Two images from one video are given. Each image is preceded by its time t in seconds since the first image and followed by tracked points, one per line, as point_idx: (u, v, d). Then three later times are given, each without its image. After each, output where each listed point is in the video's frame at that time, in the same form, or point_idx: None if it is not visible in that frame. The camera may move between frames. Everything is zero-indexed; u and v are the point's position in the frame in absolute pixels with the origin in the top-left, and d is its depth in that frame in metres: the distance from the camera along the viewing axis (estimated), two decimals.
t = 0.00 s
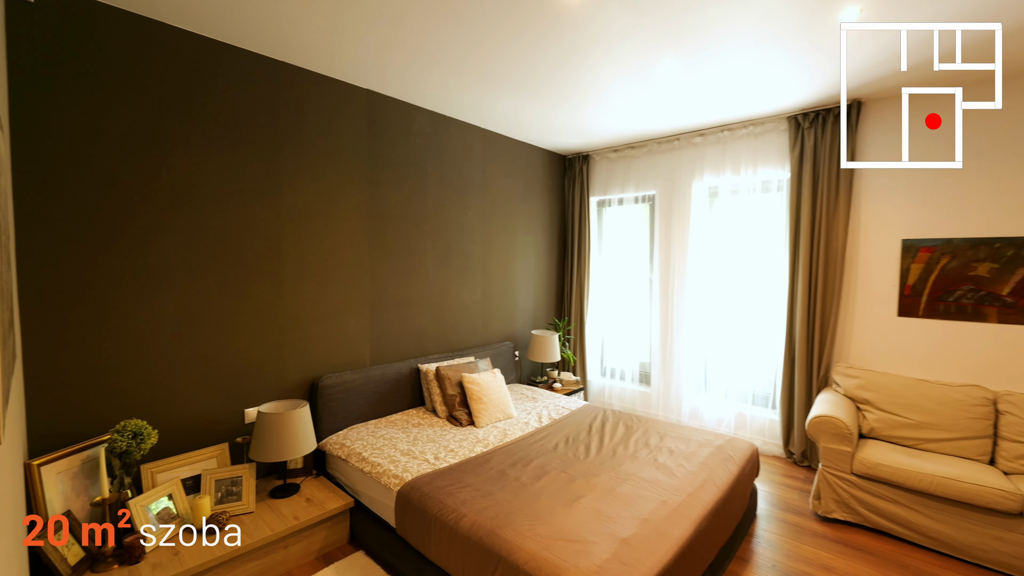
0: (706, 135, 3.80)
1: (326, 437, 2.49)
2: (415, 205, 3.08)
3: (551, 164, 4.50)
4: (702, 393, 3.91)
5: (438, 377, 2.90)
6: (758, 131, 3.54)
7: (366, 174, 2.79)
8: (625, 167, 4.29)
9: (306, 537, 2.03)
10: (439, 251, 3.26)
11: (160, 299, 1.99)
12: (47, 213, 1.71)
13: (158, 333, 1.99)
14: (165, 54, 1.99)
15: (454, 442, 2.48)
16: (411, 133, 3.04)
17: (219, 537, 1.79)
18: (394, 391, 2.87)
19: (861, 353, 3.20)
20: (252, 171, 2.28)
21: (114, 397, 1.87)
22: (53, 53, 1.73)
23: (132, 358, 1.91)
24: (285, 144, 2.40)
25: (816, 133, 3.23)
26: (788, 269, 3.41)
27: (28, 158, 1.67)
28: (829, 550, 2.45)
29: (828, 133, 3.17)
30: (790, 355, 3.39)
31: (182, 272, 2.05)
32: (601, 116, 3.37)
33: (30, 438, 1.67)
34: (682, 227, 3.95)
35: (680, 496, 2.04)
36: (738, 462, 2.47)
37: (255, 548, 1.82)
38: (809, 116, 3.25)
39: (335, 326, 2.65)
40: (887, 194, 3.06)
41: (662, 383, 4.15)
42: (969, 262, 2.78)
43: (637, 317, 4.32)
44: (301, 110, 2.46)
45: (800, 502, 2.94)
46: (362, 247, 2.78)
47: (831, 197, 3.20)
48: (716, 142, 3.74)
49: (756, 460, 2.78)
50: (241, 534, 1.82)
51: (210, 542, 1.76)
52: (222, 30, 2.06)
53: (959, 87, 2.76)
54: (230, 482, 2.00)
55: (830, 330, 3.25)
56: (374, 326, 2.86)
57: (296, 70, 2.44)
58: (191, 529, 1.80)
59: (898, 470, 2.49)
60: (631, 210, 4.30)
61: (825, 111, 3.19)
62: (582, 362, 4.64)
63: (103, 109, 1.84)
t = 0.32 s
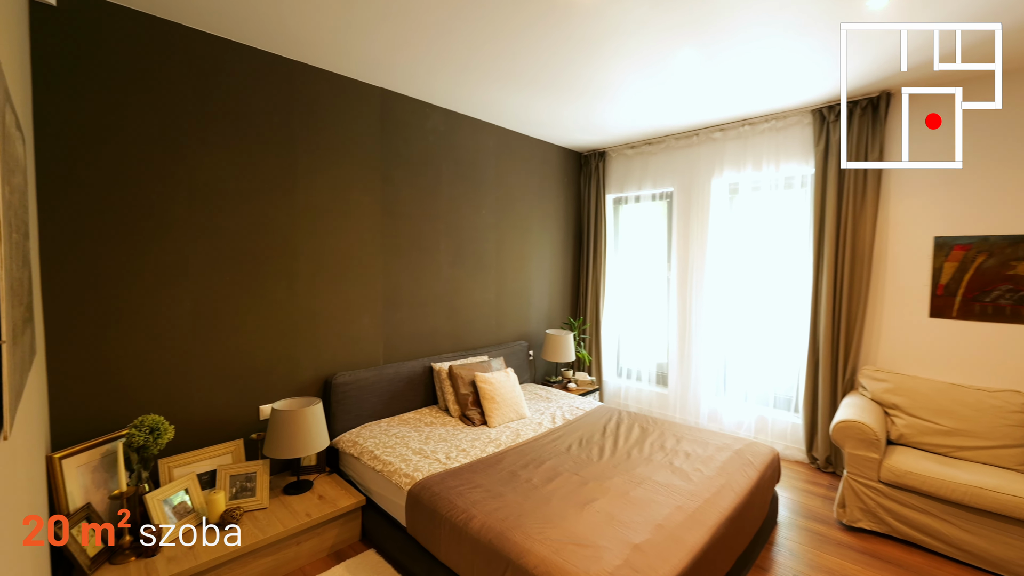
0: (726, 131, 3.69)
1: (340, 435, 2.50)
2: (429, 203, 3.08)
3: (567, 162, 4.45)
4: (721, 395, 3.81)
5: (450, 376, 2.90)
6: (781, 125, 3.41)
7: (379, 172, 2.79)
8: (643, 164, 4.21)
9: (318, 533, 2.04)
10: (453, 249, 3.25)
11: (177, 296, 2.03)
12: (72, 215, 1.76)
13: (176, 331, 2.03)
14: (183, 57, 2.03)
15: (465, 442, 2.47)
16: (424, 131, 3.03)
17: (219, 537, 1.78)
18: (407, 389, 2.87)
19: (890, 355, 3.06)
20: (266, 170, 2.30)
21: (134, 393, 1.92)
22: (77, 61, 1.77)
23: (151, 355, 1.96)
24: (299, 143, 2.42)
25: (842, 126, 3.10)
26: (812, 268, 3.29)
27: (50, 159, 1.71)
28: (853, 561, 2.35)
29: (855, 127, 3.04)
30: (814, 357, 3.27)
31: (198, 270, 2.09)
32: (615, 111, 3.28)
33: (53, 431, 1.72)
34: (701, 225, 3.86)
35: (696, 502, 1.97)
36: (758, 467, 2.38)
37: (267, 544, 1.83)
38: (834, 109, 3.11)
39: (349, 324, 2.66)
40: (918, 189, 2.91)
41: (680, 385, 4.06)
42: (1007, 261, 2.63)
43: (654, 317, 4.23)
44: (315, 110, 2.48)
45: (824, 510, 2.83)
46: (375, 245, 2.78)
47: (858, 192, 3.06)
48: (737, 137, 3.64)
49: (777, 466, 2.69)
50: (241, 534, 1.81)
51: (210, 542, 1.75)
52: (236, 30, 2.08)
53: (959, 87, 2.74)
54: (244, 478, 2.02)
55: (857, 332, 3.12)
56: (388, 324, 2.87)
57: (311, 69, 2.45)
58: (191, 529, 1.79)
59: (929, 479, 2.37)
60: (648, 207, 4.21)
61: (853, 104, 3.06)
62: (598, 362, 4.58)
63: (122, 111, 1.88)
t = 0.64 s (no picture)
0: (746, 124, 3.57)
1: (353, 432, 2.54)
2: (441, 203, 3.09)
3: (581, 159, 4.39)
4: (740, 398, 3.71)
5: (462, 376, 2.90)
6: (804, 118, 3.28)
7: (392, 172, 2.82)
8: (659, 160, 4.11)
9: (329, 529, 2.07)
10: (465, 248, 3.26)
11: (196, 296, 2.09)
12: (97, 218, 1.84)
13: (195, 329, 2.09)
14: (201, 64, 2.09)
15: (476, 442, 2.47)
16: (436, 130, 3.04)
17: (220, 536, 1.78)
18: (420, 388, 2.89)
19: (922, 358, 2.91)
20: (281, 172, 2.35)
21: (156, 389, 1.99)
22: (102, 70, 1.85)
23: (172, 352, 2.03)
24: (313, 145, 2.46)
25: (870, 118, 2.96)
26: (837, 266, 3.15)
27: (75, 165, 1.78)
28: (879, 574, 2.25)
29: (883, 118, 2.89)
30: (839, 359, 3.14)
31: (216, 271, 2.15)
32: (629, 106, 3.20)
33: (78, 425, 1.80)
34: (720, 222, 3.75)
35: (709, 508, 1.92)
36: (776, 474, 2.30)
37: (279, 538, 1.87)
38: (861, 99, 2.97)
39: (362, 323, 2.70)
40: (953, 183, 2.75)
41: (697, 387, 3.97)
42: None
43: (672, 317, 4.14)
44: (328, 111, 2.51)
45: (849, 520, 2.72)
46: (387, 244, 2.81)
47: (887, 187, 2.91)
48: (757, 131, 3.52)
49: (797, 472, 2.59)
50: (241, 534, 1.81)
51: (210, 542, 1.75)
52: (250, 35, 2.12)
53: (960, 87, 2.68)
54: (259, 473, 2.07)
55: (885, 333, 2.98)
56: (400, 324, 2.90)
57: (324, 72, 2.49)
58: (191, 529, 1.78)
59: (964, 490, 2.24)
60: (665, 204, 4.12)
61: (882, 93, 2.91)
62: (613, 362, 4.52)
63: (142, 117, 1.94)
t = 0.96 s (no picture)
0: (764, 117, 3.46)
1: (364, 429, 2.59)
2: (451, 202, 3.10)
3: (595, 156, 4.34)
4: (758, 400, 3.61)
5: (472, 374, 2.92)
6: (825, 110, 3.14)
7: (403, 172, 2.84)
8: (675, 156, 4.03)
9: (338, 525, 2.11)
10: (476, 246, 3.27)
11: (213, 296, 2.16)
12: (120, 222, 1.92)
13: (211, 328, 2.16)
14: (217, 70, 2.15)
15: (484, 441, 2.48)
16: (447, 130, 3.05)
17: (220, 537, 1.79)
18: (430, 386, 2.92)
19: (954, 361, 2.76)
20: (294, 174, 2.40)
21: (175, 385, 2.07)
22: (123, 78, 1.92)
23: (190, 350, 2.10)
24: (324, 146, 2.50)
25: (897, 108, 2.80)
26: (861, 265, 3.02)
27: (97, 171, 1.86)
28: None
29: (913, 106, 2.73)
30: (863, 362, 3.01)
31: (230, 271, 2.21)
32: (640, 102, 3.14)
33: (102, 419, 1.89)
34: (737, 219, 3.65)
35: (718, 514, 1.87)
36: (792, 480, 2.23)
37: (289, 532, 1.92)
38: (889, 88, 2.82)
39: (373, 322, 2.74)
40: (988, 176, 2.60)
41: (713, 388, 3.88)
42: None
43: (688, 315, 4.06)
44: (338, 113, 2.54)
45: (871, 529, 2.62)
46: (398, 244, 2.84)
47: (915, 182, 2.77)
48: (777, 124, 3.40)
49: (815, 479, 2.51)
50: (241, 534, 1.82)
51: (210, 542, 1.76)
52: (262, 39, 2.17)
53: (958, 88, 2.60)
54: (272, 468, 2.14)
55: (913, 335, 2.84)
56: (411, 322, 2.93)
57: (334, 73, 2.52)
58: (191, 529, 1.79)
59: (995, 502, 2.11)
60: (681, 201, 4.03)
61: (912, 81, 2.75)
62: (626, 362, 4.46)
63: (162, 124, 2.02)
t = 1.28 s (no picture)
0: (780, 112, 3.37)
1: (372, 426, 2.64)
2: (459, 202, 3.12)
3: (605, 154, 4.30)
4: (773, 402, 3.53)
5: (479, 374, 2.94)
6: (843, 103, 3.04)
7: (411, 173, 2.88)
8: (686, 153, 3.96)
9: (345, 520, 2.16)
10: (484, 246, 3.28)
11: (226, 295, 2.24)
12: (137, 226, 2.00)
13: (225, 327, 2.24)
14: (229, 77, 2.22)
15: (489, 440, 2.49)
16: (455, 131, 3.07)
17: (219, 537, 1.80)
18: (437, 385, 2.95)
19: (981, 364, 2.64)
20: (303, 177, 2.46)
21: (190, 382, 2.15)
22: (140, 87, 2.00)
23: (204, 348, 2.18)
24: (333, 149, 2.55)
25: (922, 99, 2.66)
26: (880, 263, 2.91)
27: (117, 176, 1.95)
28: None
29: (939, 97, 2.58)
30: (884, 363, 2.90)
31: (243, 272, 2.28)
32: (648, 99, 3.10)
33: (122, 414, 1.98)
34: (751, 216, 3.57)
35: (723, 518, 1.84)
36: (803, 484, 2.17)
37: (297, 525, 1.98)
38: (912, 79, 2.70)
39: (381, 321, 2.79)
40: (1018, 170, 2.47)
41: (726, 389, 3.81)
42: None
43: (701, 315, 3.98)
44: (347, 116, 2.59)
45: (889, 537, 2.53)
46: (406, 244, 2.88)
47: (937, 177, 2.65)
48: (792, 119, 3.31)
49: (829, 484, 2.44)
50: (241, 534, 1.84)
51: (210, 542, 1.77)
52: (271, 44, 2.22)
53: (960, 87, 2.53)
54: (282, 463, 2.20)
55: (936, 336, 2.72)
56: (419, 322, 2.96)
57: (342, 77, 2.57)
58: (191, 529, 1.81)
59: None
60: (693, 198, 3.96)
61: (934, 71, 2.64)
62: (637, 363, 4.42)
63: (178, 131, 2.09)
